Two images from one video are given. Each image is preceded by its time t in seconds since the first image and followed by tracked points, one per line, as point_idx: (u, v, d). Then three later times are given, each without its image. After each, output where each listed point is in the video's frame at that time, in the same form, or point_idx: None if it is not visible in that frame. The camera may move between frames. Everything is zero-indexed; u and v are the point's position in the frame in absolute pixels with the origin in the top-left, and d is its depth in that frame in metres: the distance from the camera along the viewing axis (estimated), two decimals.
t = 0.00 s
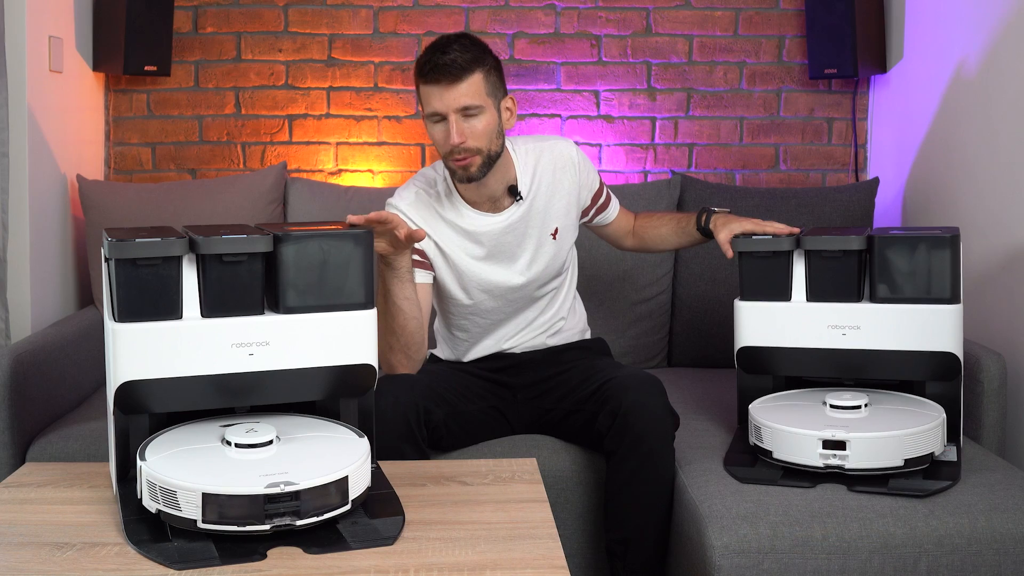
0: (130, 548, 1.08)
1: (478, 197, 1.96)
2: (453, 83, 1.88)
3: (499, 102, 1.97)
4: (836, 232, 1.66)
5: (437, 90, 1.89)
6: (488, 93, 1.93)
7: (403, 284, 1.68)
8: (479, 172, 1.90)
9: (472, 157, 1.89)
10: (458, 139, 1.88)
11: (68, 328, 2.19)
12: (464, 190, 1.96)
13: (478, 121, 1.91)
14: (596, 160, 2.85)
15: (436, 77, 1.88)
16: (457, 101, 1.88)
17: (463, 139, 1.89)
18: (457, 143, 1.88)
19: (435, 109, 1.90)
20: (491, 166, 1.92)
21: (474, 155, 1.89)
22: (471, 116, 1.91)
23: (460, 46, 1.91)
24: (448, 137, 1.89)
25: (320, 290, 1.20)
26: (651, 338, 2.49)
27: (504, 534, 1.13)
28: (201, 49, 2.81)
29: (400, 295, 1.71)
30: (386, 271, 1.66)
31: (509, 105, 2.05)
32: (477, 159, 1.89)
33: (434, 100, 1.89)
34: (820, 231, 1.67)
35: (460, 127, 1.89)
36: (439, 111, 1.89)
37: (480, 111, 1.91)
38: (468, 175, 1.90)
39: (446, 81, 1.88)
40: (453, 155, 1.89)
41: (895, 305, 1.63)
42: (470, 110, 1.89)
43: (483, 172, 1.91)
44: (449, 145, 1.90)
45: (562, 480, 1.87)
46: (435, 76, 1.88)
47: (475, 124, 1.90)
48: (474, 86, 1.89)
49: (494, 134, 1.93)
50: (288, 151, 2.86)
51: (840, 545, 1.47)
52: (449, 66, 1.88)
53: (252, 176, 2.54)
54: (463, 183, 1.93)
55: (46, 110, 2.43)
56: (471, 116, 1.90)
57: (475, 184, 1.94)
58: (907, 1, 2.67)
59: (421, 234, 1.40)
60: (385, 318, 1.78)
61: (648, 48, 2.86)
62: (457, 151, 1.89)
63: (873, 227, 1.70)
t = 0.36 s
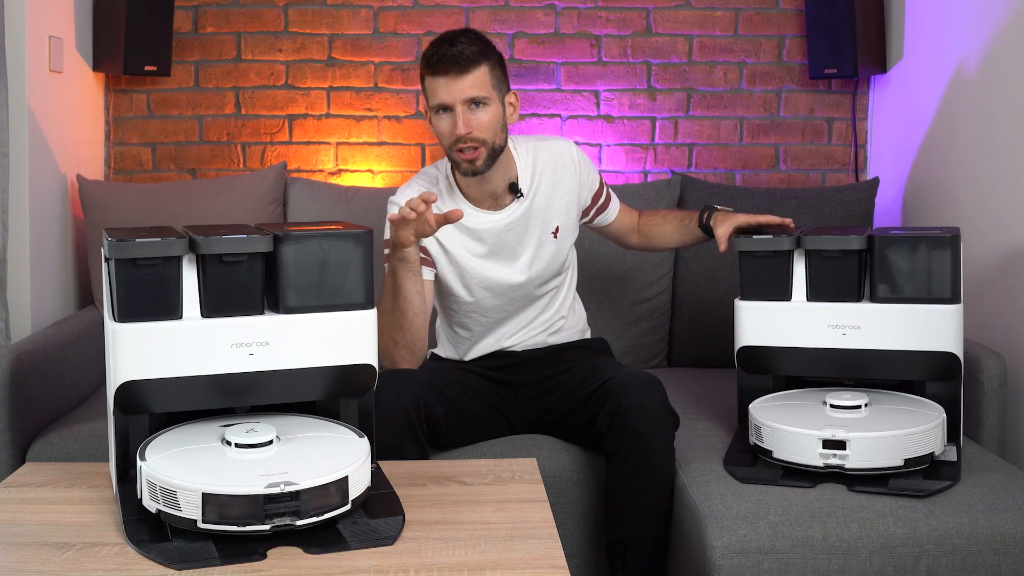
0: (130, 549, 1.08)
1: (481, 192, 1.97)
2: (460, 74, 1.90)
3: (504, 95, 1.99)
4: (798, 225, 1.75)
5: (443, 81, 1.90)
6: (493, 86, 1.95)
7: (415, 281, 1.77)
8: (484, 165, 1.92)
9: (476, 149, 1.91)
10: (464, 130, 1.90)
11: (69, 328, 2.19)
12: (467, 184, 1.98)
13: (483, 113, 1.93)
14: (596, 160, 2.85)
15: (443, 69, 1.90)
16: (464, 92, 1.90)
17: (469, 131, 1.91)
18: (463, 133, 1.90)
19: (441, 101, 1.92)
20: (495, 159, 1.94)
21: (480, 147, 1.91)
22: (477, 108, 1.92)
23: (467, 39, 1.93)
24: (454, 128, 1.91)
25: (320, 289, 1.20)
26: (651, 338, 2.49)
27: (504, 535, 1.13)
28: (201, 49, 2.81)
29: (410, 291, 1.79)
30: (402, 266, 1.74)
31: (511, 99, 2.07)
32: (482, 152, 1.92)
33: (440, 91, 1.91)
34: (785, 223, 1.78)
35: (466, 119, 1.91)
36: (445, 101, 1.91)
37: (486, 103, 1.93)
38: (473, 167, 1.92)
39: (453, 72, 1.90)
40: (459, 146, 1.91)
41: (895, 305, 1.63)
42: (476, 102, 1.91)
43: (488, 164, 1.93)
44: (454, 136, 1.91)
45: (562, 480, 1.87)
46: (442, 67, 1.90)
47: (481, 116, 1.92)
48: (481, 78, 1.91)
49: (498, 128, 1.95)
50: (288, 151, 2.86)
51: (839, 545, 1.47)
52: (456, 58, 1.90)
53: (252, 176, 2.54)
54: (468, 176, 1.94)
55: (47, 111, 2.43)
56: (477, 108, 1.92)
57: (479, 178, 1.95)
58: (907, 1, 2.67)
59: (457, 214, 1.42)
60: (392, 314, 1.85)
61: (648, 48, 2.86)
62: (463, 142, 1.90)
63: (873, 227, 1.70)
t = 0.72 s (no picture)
0: (130, 549, 1.08)
1: (491, 186, 2.00)
2: (477, 63, 1.95)
3: (519, 89, 2.04)
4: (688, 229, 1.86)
5: (460, 69, 1.95)
6: (510, 78, 1.99)
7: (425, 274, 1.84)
8: (497, 155, 1.95)
9: (491, 138, 1.95)
10: (479, 117, 1.94)
11: (69, 328, 2.19)
12: (478, 178, 2.01)
13: (498, 103, 1.96)
14: (596, 160, 2.85)
15: (462, 57, 1.95)
16: (480, 80, 1.94)
17: (484, 118, 1.94)
18: (478, 121, 1.94)
19: (458, 88, 1.96)
20: (508, 149, 1.97)
21: (494, 135, 1.95)
22: (492, 97, 1.96)
23: (485, 31, 1.99)
24: (469, 115, 1.95)
25: (320, 289, 1.20)
26: (651, 338, 2.49)
27: (504, 535, 1.13)
28: (201, 49, 2.81)
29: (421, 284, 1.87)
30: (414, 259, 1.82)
31: (525, 95, 2.11)
32: (496, 140, 1.95)
33: (457, 79, 1.95)
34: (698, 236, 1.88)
35: (482, 107, 1.95)
36: (461, 89, 1.95)
37: (501, 93, 1.97)
38: (486, 157, 1.95)
39: (471, 60, 1.95)
40: (473, 134, 1.95)
41: (895, 305, 1.63)
42: (492, 91, 1.95)
43: (501, 155, 1.96)
44: (469, 124, 1.95)
45: (561, 479, 1.87)
46: (460, 55, 1.95)
47: (496, 106, 1.96)
48: (497, 68, 1.95)
49: (512, 119, 1.99)
50: (288, 151, 2.86)
51: (839, 545, 1.47)
52: (474, 46, 1.95)
53: (252, 176, 2.54)
54: (481, 166, 1.97)
55: (47, 110, 2.43)
56: (492, 97, 1.96)
57: (490, 170, 1.98)
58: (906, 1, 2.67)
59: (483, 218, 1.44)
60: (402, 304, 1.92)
61: (648, 48, 2.86)
62: (477, 130, 1.94)
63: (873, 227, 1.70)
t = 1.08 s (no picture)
0: (130, 548, 1.08)
1: (498, 191, 2.02)
2: (493, 66, 1.97)
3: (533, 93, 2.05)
4: (546, 295, 1.53)
5: (476, 71, 1.98)
6: (525, 81, 2.01)
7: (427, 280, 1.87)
8: (509, 158, 1.97)
9: (503, 142, 1.97)
10: (493, 120, 1.96)
11: (69, 328, 2.19)
12: (487, 182, 2.03)
13: (513, 107, 1.99)
14: (596, 160, 2.85)
15: (478, 59, 1.97)
16: (495, 83, 1.97)
17: (498, 122, 1.96)
18: (492, 124, 1.96)
19: (472, 91, 1.98)
20: (519, 153, 1.99)
21: (506, 139, 1.97)
22: (507, 101, 1.99)
23: (502, 34, 2.01)
24: (483, 118, 1.97)
25: (320, 290, 1.20)
26: (651, 338, 2.49)
27: (504, 535, 1.13)
28: (201, 49, 2.81)
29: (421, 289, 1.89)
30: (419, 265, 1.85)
31: (538, 100, 2.13)
32: (509, 144, 1.97)
33: (472, 82, 1.98)
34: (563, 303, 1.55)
35: (496, 110, 1.97)
36: (476, 92, 1.98)
37: (516, 96, 1.99)
38: (499, 160, 1.97)
39: (487, 63, 1.97)
40: (486, 137, 1.97)
41: (895, 305, 1.63)
42: (507, 94, 1.98)
43: (513, 158, 1.98)
44: (483, 127, 1.97)
45: (562, 479, 1.87)
46: (477, 57, 1.98)
47: (510, 110, 1.98)
48: (512, 72, 1.98)
49: (526, 122, 2.01)
50: (288, 151, 2.86)
51: (839, 545, 1.47)
52: (490, 49, 1.97)
53: (252, 176, 2.54)
54: (492, 169, 1.99)
55: (47, 110, 2.43)
56: (507, 100, 1.98)
57: (500, 175, 2.00)
58: (906, 1, 2.67)
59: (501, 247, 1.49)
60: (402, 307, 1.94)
61: (648, 48, 2.86)
62: (491, 133, 1.96)
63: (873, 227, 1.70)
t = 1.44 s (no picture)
0: (130, 549, 1.08)
1: (510, 201, 1.98)
2: (512, 78, 1.88)
3: (553, 104, 1.97)
4: (512, 340, 1.43)
5: (494, 84, 1.88)
6: (543, 93, 1.92)
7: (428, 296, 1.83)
8: (526, 171, 1.90)
9: (521, 156, 1.89)
10: (510, 134, 1.88)
11: (69, 328, 2.19)
12: (501, 193, 1.98)
13: (532, 119, 1.90)
14: (596, 160, 2.85)
15: (497, 70, 1.88)
16: (513, 96, 1.88)
17: (515, 135, 1.88)
18: (510, 139, 1.87)
19: (489, 103, 1.89)
20: (536, 167, 1.91)
21: (523, 153, 1.89)
22: (526, 114, 1.90)
23: (522, 44, 1.92)
24: (501, 131, 1.88)
25: (320, 290, 1.20)
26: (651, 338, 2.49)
27: (504, 535, 1.13)
28: (201, 49, 2.81)
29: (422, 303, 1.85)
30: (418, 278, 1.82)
31: (558, 111, 2.03)
32: (526, 158, 1.89)
33: (489, 94, 1.89)
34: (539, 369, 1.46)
35: (514, 124, 1.88)
36: (494, 104, 1.89)
37: (535, 109, 1.90)
38: (515, 172, 1.90)
39: (505, 75, 1.88)
40: (504, 150, 1.89)
41: (895, 305, 1.63)
42: (526, 107, 1.89)
43: (530, 170, 1.90)
44: (500, 141, 1.88)
45: (562, 480, 1.87)
46: (495, 69, 1.88)
47: (529, 123, 1.89)
48: (531, 84, 1.89)
49: (544, 136, 1.92)
50: (288, 151, 2.86)
51: (839, 545, 1.47)
52: (510, 60, 1.88)
53: (252, 176, 2.54)
54: (507, 181, 1.92)
55: (47, 110, 2.43)
56: (526, 113, 1.89)
57: (514, 187, 1.95)
58: (906, 1, 2.67)
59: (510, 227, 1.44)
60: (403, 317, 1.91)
61: (648, 48, 2.86)
62: (508, 147, 1.88)
63: (873, 227, 1.71)
